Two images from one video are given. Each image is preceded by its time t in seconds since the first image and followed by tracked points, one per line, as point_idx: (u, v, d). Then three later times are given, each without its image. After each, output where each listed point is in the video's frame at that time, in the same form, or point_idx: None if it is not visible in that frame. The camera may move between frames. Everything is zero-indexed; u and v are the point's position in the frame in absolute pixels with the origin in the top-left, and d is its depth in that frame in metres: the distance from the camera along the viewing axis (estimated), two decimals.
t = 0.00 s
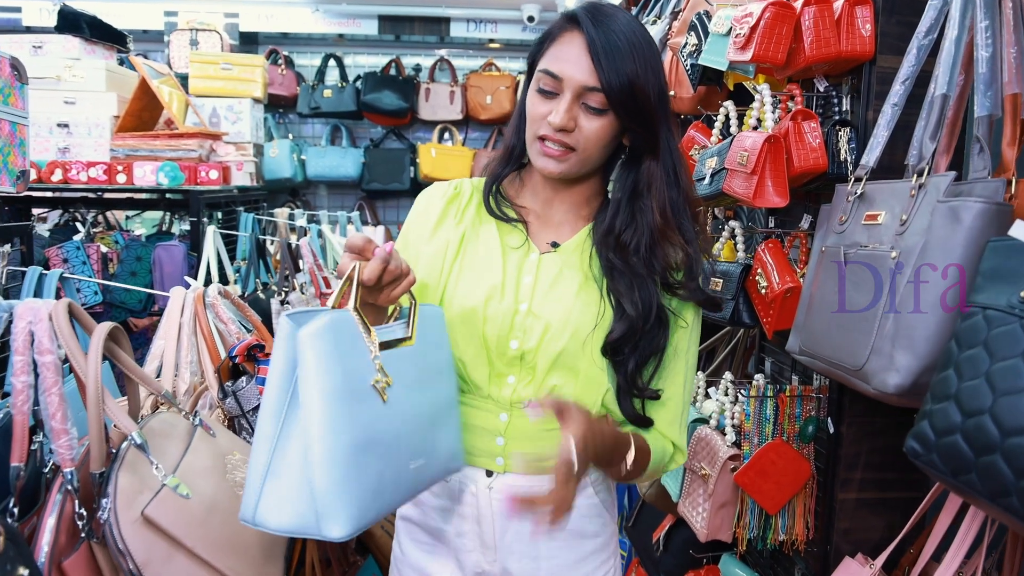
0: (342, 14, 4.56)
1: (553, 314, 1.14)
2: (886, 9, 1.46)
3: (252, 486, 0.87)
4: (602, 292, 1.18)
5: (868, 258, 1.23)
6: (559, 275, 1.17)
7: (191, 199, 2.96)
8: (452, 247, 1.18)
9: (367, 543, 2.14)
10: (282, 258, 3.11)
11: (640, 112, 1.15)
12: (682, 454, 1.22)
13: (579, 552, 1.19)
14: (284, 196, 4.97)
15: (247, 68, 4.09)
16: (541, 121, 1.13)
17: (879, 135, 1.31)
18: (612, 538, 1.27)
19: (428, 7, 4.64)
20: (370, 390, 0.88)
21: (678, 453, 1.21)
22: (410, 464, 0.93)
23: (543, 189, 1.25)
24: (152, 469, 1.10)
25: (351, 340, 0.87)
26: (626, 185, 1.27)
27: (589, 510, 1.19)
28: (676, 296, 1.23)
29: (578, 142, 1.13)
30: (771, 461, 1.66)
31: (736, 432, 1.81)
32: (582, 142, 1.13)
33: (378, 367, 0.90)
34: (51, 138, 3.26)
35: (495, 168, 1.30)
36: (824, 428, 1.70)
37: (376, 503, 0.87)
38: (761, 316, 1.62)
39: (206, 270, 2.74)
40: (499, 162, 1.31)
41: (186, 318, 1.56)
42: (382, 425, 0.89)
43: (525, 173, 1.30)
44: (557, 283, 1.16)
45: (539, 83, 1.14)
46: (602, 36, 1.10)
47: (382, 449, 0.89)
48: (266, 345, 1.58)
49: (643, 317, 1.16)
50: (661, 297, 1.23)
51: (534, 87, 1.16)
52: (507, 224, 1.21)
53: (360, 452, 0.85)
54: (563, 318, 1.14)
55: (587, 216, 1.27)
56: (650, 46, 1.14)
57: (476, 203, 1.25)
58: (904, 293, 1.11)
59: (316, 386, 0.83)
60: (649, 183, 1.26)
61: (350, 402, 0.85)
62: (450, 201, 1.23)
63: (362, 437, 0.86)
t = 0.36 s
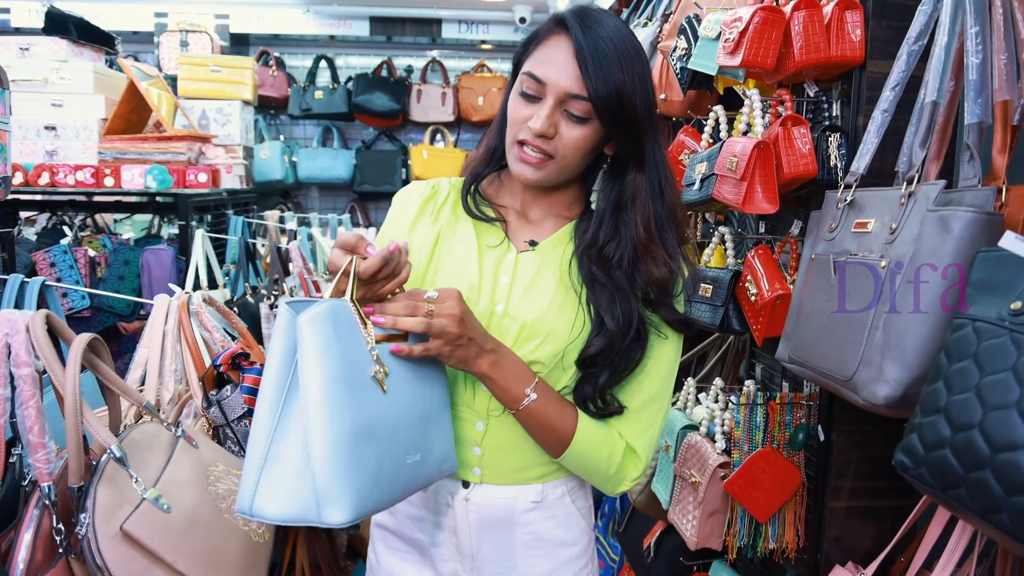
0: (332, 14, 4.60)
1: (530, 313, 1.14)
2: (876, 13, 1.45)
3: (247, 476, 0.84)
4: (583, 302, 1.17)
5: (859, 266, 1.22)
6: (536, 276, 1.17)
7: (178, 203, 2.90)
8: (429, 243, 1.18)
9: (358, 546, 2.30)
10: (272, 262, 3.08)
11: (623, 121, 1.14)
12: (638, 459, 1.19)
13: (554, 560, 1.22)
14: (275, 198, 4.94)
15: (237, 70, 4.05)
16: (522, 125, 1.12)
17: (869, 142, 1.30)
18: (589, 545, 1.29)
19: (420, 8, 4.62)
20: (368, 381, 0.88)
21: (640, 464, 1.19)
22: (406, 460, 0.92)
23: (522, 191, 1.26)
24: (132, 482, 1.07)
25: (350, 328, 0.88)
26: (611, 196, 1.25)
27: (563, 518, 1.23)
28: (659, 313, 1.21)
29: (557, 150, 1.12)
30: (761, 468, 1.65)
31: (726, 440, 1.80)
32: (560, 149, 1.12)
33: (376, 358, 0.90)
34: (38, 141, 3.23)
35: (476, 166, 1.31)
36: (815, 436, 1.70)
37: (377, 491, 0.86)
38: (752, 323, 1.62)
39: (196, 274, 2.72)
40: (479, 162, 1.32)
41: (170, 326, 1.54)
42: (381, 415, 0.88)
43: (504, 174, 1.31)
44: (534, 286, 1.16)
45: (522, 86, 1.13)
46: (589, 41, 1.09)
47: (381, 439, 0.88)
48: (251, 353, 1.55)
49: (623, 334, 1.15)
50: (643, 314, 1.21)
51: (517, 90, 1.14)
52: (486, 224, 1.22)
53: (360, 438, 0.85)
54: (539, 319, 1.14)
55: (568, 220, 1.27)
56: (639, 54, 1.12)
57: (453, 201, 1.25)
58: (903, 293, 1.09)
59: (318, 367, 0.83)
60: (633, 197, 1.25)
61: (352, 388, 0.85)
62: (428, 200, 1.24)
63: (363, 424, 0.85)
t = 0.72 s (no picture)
0: (331, 17, 4.60)
1: (535, 324, 1.15)
2: (879, 24, 1.46)
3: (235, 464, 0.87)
4: (587, 313, 1.18)
5: (863, 277, 1.23)
6: (540, 286, 1.18)
7: (179, 207, 2.88)
8: (431, 258, 1.20)
9: (359, 550, 2.35)
10: (273, 266, 3.09)
11: (619, 134, 1.14)
12: (650, 466, 1.20)
13: (558, 565, 1.23)
14: (273, 201, 4.94)
15: (237, 73, 4.05)
16: (521, 144, 1.13)
17: (873, 154, 1.31)
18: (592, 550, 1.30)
19: (418, 11, 4.62)
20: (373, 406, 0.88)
21: (653, 468, 1.21)
22: (398, 476, 0.93)
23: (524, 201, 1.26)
24: (145, 494, 1.08)
25: (371, 348, 0.87)
26: (611, 209, 1.27)
27: (565, 524, 1.24)
28: (662, 322, 1.22)
29: (554, 168, 1.13)
30: (765, 474, 1.65)
31: (730, 446, 1.80)
32: (559, 167, 1.13)
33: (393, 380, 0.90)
34: (38, 145, 3.21)
35: (476, 182, 1.32)
36: (819, 442, 1.72)
37: (351, 511, 0.87)
38: (756, 330, 1.63)
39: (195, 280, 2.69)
40: (480, 177, 1.33)
41: (177, 334, 1.55)
42: (377, 438, 0.88)
43: (505, 186, 1.31)
44: (538, 296, 1.17)
45: (519, 106, 1.14)
46: (579, 56, 1.09)
47: (370, 460, 0.88)
48: (259, 362, 1.59)
49: (629, 342, 1.16)
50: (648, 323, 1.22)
51: (514, 109, 1.15)
52: (489, 236, 1.23)
53: (347, 461, 0.85)
54: (544, 329, 1.15)
55: (570, 230, 1.28)
56: (631, 67, 1.12)
57: (455, 212, 1.27)
58: (910, 305, 1.10)
59: (319, 389, 0.82)
60: (632, 209, 1.26)
61: (351, 412, 0.85)
62: (430, 209, 1.25)
63: (352, 448, 0.85)
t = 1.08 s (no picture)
0: (330, 14, 4.58)
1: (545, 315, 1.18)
2: (880, 25, 1.50)
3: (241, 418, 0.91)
4: (597, 307, 1.21)
5: (868, 269, 1.27)
6: (549, 278, 1.21)
7: (180, 203, 2.88)
8: (441, 251, 1.22)
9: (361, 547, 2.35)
10: (276, 263, 3.11)
11: (621, 132, 1.17)
12: (663, 455, 1.24)
13: (570, 551, 1.24)
14: (271, 199, 4.95)
15: (237, 70, 4.05)
16: (526, 145, 1.17)
17: (875, 151, 1.35)
18: (601, 536, 1.32)
19: (417, 10, 4.63)
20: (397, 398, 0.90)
21: (664, 454, 1.24)
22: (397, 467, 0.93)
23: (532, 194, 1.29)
24: (166, 484, 1.10)
25: (402, 336, 0.89)
26: (613, 206, 1.30)
27: (575, 511, 1.26)
28: (666, 314, 1.25)
29: (560, 167, 1.17)
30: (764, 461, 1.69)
31: (734, 436, 1.86)
32: (563, 166, 1.17)
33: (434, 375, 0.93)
34: (36, 141, 3.18)
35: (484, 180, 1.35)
36: (821, 432, 1.76)
37: (338, 489, 0.87)
38: (760, 323, 1.67)
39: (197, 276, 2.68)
40: (488, 175, 1.35)
41: (188, 329, 1.56)
42: (381, 424, 0.89)
43: (513, 182, 1.34)
44: (548, 288, 1.20)
45: (524, 106, 1.17)
46: (581, 59, 1.13)
47: (370, 444, 0.89)
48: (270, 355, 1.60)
49: (638, 332, 1.19)
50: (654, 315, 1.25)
51: (519, 110, 1.18)
52: (498, 231, 1.25)
53: (346, 438, 0.86)
54: (554, 320, 1.18)
55: (576, 224, 1.31)
56: (631, 66, 1.16)
57: (463, 208, 1.29)
58: (911, 298, 1.14)
59: (337, 360, 0.86)
60: (635, 206, 1.29)
61: (362, 391, 0.87)
62: (438, 206, 1.28)
63: (355, 425, 0.86)
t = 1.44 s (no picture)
0: (319, 13, 4.57)
1: (549, 309, 1.21)
2: (870, 27, 1.54)
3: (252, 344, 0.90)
4: (599, 303, 1.24)
5: (860, 262, 1.32)
6: (551, 274, 1.24)
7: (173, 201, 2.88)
8: (445, 247, 1.25)
9: (356, 544, 2.37)
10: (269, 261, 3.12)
11: (620, 132, 1.19)
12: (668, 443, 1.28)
13: (571, 539, 1.27)
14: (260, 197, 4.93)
15: (228, 68, 4.05)
16: (527, 146, 1.19)
17: (867, 148, 1.40)
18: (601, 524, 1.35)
19: (406, 9, 4.65)
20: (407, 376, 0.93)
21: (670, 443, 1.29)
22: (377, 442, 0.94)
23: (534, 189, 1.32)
24: (178, 474, 1.12)
25: (434, 318, 0.95)
26: (613, 207, 1.33)
27: (576, 499, 1.28)
28: (667, 312, 1.28)
29: (559, 168, 1.19)
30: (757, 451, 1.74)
31: (729, 428, 1.93)
32: (563, 167, 1.19)
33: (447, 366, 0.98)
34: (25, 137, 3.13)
35: (484, 177, 1.37)
36: (814, 423, 1.80)
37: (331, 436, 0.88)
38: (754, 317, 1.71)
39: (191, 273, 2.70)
40: (489, 172, 1.37)
41: (192, 323, 1.58)
42: (390, 393, 0.92)
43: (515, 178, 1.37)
44: (550, 284, 1.23)
45: (524, 109, 1.19)
46: (579, 64, 1.14)
47: (365, 409, 0.91)
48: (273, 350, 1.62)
49: (640, 328, 1.22)
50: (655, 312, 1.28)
51: (520, 112, 1.20)
52: (500, 227, 1.27)
53: (357, 392, 0.88)
54: (558, 315, 1.21)
55: (576, 220, 1.34)
56: (628, 67, 1.17)
57: (465, 204, 1.31)
58: (902, 292, 1.19)
59: (373, 320, 0.90)
60: (635, 207, 1.32)
61: (386, 354, 0.90)
62: (440, 202, 1.30)
63: (367, 384, 0.89)
